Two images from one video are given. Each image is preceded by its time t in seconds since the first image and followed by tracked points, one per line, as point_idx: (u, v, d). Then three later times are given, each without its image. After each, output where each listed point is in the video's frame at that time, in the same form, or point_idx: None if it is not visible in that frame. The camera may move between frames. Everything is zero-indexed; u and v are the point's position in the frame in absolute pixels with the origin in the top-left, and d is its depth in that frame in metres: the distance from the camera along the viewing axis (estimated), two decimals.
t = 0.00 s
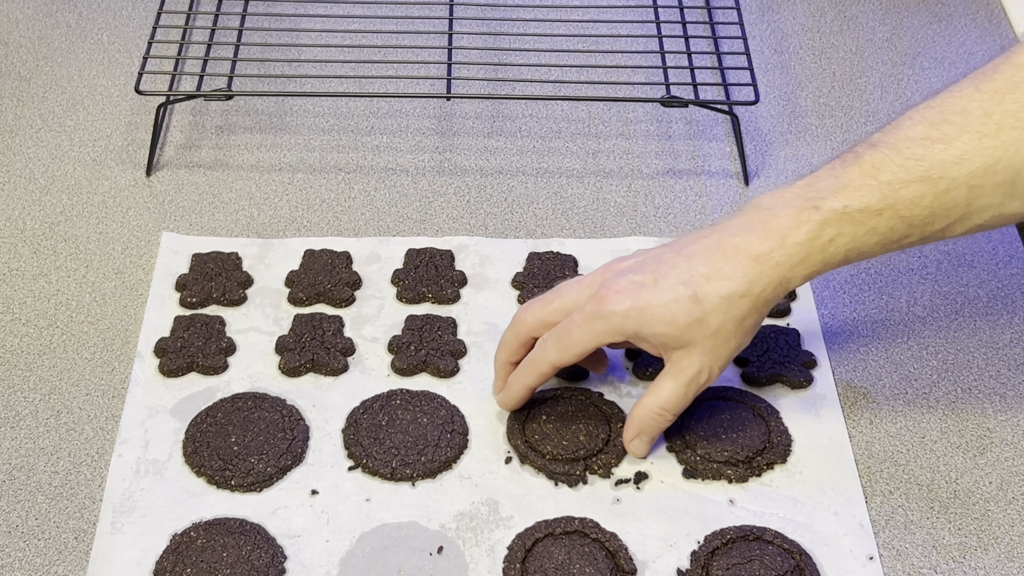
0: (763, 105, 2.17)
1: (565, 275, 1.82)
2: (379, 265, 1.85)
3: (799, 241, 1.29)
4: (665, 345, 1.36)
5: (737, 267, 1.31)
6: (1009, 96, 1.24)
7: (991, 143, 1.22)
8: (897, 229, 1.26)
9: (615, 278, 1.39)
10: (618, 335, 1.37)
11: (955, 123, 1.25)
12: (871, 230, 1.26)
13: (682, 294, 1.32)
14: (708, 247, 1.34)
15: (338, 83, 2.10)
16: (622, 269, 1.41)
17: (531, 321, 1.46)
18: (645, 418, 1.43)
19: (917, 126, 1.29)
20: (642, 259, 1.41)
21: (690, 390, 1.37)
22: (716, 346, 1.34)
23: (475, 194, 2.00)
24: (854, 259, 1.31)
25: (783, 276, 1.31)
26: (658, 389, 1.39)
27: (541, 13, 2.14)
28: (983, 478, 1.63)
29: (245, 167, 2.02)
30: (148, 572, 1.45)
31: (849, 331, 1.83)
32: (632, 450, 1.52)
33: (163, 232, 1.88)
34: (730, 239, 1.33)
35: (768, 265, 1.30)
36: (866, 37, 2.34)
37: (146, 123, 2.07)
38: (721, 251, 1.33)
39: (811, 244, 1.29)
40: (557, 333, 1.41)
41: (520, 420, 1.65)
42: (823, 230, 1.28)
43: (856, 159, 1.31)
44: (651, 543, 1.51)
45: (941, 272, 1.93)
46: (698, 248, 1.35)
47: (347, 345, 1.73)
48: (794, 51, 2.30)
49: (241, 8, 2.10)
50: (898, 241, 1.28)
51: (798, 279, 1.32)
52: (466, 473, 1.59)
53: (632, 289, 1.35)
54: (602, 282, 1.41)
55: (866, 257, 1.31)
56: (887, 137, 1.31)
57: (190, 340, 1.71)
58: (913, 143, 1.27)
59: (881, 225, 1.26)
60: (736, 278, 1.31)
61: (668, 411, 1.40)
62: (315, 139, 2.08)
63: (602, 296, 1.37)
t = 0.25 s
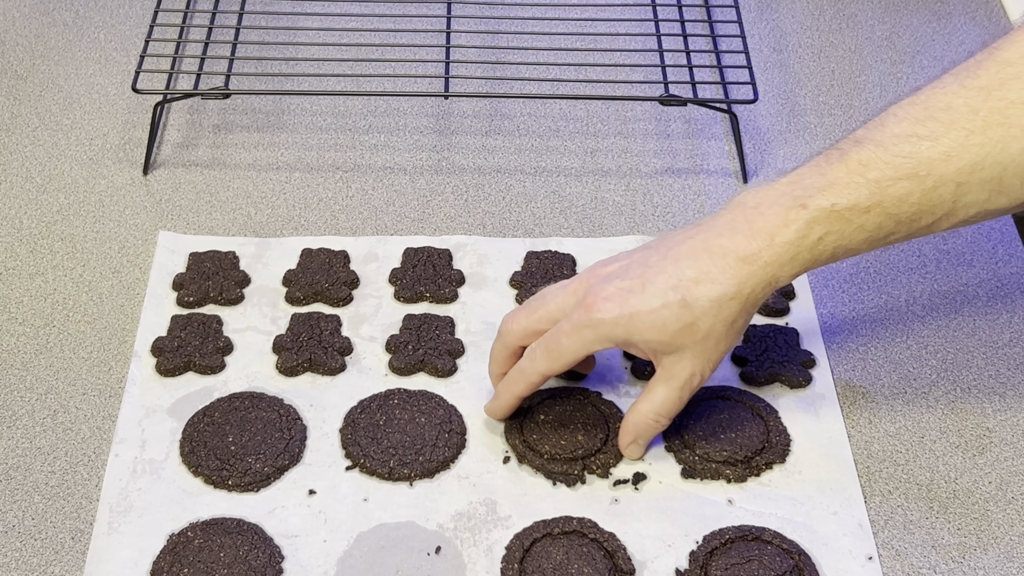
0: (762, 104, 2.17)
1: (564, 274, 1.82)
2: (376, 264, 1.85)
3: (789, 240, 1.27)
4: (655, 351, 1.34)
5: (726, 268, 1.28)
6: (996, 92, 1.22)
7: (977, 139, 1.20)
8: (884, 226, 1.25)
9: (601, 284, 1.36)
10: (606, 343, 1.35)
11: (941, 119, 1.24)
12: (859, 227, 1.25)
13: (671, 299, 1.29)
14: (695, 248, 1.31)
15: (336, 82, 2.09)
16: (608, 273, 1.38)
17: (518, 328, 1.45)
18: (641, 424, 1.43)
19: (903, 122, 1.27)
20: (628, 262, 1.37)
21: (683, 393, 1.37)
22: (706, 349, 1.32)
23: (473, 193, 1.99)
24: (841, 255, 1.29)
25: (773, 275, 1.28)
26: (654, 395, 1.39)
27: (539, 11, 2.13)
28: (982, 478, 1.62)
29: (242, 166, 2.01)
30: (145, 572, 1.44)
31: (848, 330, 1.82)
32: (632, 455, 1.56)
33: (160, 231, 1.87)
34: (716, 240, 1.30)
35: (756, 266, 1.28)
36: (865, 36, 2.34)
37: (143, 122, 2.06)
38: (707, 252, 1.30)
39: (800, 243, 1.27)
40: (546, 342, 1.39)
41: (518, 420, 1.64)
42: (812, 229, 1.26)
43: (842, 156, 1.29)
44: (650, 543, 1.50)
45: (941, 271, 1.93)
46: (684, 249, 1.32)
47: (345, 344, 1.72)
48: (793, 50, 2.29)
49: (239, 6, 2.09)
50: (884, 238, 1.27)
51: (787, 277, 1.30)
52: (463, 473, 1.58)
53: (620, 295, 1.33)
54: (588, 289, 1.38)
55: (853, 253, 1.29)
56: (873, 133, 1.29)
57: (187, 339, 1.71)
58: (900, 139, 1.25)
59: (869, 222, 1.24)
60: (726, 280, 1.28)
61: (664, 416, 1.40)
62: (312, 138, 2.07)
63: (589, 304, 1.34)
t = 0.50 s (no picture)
0: (761, 102, 2.16)
1: (562, 273, 1.81)
2: (374, 263, 1.84)
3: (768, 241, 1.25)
4: (637, 358, 1.34)
5: (703, 271, 1.28)
6: (978, 89, 1.18)
7: (958, 137, 1.17)
8: (864, 225, 1.23)
9: (578, 294, 1.36)
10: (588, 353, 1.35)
11: (923, 116, 1.20)
12: (839, 226, 1.23)
13: (650, 307, 1.29)
14: (671, 252, 1.30)
15: (333, 80, 2.09)
16: (586, 282, 1.38)
17: (499, 339, 1.46)
18: (637, 433, 1.45)
19: (884, 118, 1.23)
20: (605, 270, 1.37)
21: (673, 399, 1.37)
22: (690, 353, 1.32)
23: (471, 191, 1.99)
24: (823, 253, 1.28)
25: (753, 277, 1.27)
26: (646, 403, 1.40)
27: (537, 9, 2.12)
28: (982, 478, 1.61)
29: (239, 165, 2.00)
30: (142, 572, 1.44)
31: (847, 329, 1.82)
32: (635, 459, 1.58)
33: (157, 230, 1.87)
34: (693, 242, 1.29)
35: (735, 267, 1.27)
36: (865, 34, 2.33)
37: (140, 121, 2.06)
38: (684, 255, 1.29)
39: (779, 243, 1.25)
40: (527, 354, 1.40)
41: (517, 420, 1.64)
42: (790, 229, 1.24)
43: (822, 153, 1.26)
44: (648, 543, 1.50)
45: (940, 270, 1.92)
46: (660, 254, 1.31)
47: (342, 344, 1.72)
48: (792, 48, 2.28)
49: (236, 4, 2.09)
50: (865, 236, 1.25)
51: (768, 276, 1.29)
52: (461, 473, 1.58)
53: (598, 305, 1.33)
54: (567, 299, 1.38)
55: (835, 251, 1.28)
56: (853, 130, 1.25)
57: (184, 339, 1.70)
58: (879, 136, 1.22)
59: (849, 221, 1.23)
60: (704, 284, 1.27)
61: (658, 422, 1.41)
62: (310, 137, 2.07)
63: (567, 316, 1.35)
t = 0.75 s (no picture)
0: (760, 101, 2.15)
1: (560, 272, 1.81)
2: (372, 262, 1.83)
3: (750, 234, 1.24)
4: (622, 354, 1.33)
5: (686, 265, 1.26)
6: (962, 82, 1.17)
7: (941, 131, 1.17)
8: (846, 217, 1.23)
9: (561, 292, 1.35)
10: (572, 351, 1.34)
11: (905, 109, 1.19)
12: (821, 218, 1.23)
13: (634, 303, 1.28)
14: (653, 246, 1.29)
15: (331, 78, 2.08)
16: (568, 280, 1.37)
17: (482, 338, 1.44)
18: (632, 432, 1.45)
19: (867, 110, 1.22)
20: (586, 266, 1.35)
21: (662, 394, 1.37)
22: (676, 347, 1.31)
23: (469, 190, 1.98)
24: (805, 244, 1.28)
25: (737, 270, 1.27)
26: (638, 402, 1.40)
27: (535, 8, 2.13)
28: (982, 478, 1.61)
29: (237, 164, 2.00)
30: (139, 572, 1.43)
31: (846, 328, 1.81)
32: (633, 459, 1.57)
33: (154, 229, 1.86)
34: (675, 236, 1.28)
35: (717, 260, 1.26)
36: (864, 32, 2.32)
37: (137, 119, 2.05)
38: (666, 249, 1.28)
39: (761, 235, 1.24)
40: (509, 352, 1.38)
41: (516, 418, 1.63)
42: (772, 221, 1.23)
43: (804, 145, 1.25)
44: (647, 543, 1.49)
45: (940, 269, 1.92)
46: (642, 248, 1.30)
47: (340, 343, 1.71)
48: (791, 46, 2.28)
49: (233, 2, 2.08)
50: (847, 228, 1.25)
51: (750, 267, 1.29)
52: (459, 473, 1.57)
53: (581, 304, 1.32)
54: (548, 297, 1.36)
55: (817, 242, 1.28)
56: (835, 122, 1.24)
57: (181, 338, 1.70)
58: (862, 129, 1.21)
59: (831, 213, 1.22)
60: (687, 278, 1.26)
61: (650, 418, 1.41)
62: (307, 135, 2.06)
63: (550, 315, 1.33)
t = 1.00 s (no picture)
0: (759, 100, 2.15)
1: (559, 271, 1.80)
2: (370, 261, 1.83)
3: (734, 230, 1.24)
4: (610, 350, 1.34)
5: (670, 260, 1.26)
6: (946, 76, 1.15)
7: (925, 125, 1.15)
8: (829, 211, 1.22)
9: (546, 291, 1.35)
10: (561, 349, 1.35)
11: (889, 102, 1.17)
12: (804, 213, 1.22)
13: (618, 299, 1.29)
14: (637, 242, 1.29)
15: (328, 77, 2.07)
16: (553, 278, 1.37)
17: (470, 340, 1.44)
18: (629, 431, 1.45)
19: (851, 106, 1.20)
20: (572, 264, 1.36)
21: (651, 389, 1.37)
22: (663, 341, 1.31)
23: (468, 189, 1.98)
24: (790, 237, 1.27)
25: (720, 265, 1.26)
26: (630, 399, 1.40)
27: (533, 6, 2.14)
28: (981, 477, 1.60)
29: (234, 162, 1.99)
30: (136, 572, 1.43)
31: (846, 327, 1.80)
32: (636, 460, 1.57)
33: (151, 228, 1.85)
34: (658, 231, 1.28)
35: (701, 254, 1.25)
36: (863, 30, 2.32)
37: (134, 118, 2.05)
38: (650, 245, 1.28)
39: (745, 229, 1.24)
40: (496, 350, 1.38)
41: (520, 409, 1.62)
42: (755, 215, 1.22)
43: (788, 139, 1.24)
44: (646, 543, 1.49)
45: (939, 268, 1.91)
46: (625, 244, 1.30)
47: (338, 342, 1.71)
48: (790, 45, 2.27)
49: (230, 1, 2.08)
50: (831, 222, 1.25)
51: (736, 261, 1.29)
52: (457, 473, 1.57)
53: (568, 303, 1.33)
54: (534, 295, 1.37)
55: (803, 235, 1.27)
56: (819, 116, 1.23)
57: (178, 337, 1.69)
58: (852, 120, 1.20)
59: (814, 208, 1.22)
60: (671, 273, 1.26)
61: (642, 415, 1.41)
62: (305, 134, 2.05)
63: (538, 314, 1.35)
